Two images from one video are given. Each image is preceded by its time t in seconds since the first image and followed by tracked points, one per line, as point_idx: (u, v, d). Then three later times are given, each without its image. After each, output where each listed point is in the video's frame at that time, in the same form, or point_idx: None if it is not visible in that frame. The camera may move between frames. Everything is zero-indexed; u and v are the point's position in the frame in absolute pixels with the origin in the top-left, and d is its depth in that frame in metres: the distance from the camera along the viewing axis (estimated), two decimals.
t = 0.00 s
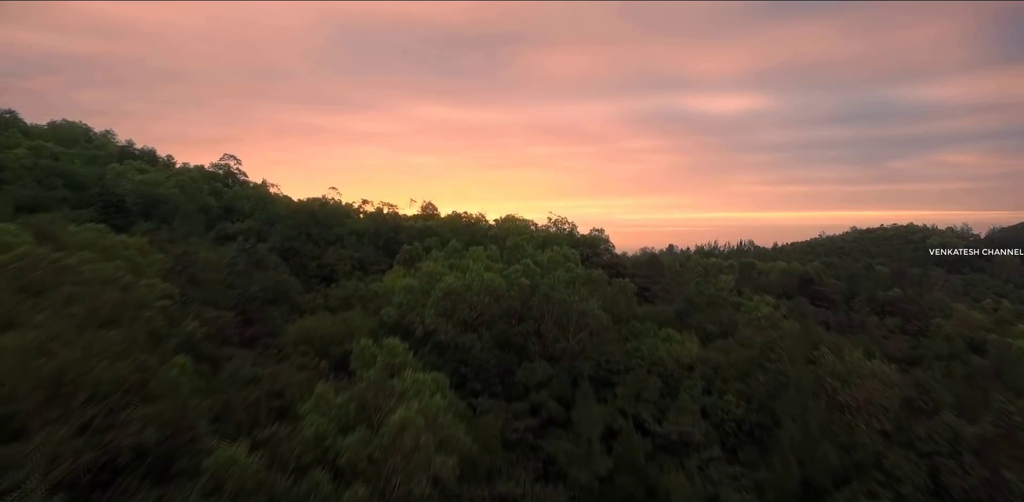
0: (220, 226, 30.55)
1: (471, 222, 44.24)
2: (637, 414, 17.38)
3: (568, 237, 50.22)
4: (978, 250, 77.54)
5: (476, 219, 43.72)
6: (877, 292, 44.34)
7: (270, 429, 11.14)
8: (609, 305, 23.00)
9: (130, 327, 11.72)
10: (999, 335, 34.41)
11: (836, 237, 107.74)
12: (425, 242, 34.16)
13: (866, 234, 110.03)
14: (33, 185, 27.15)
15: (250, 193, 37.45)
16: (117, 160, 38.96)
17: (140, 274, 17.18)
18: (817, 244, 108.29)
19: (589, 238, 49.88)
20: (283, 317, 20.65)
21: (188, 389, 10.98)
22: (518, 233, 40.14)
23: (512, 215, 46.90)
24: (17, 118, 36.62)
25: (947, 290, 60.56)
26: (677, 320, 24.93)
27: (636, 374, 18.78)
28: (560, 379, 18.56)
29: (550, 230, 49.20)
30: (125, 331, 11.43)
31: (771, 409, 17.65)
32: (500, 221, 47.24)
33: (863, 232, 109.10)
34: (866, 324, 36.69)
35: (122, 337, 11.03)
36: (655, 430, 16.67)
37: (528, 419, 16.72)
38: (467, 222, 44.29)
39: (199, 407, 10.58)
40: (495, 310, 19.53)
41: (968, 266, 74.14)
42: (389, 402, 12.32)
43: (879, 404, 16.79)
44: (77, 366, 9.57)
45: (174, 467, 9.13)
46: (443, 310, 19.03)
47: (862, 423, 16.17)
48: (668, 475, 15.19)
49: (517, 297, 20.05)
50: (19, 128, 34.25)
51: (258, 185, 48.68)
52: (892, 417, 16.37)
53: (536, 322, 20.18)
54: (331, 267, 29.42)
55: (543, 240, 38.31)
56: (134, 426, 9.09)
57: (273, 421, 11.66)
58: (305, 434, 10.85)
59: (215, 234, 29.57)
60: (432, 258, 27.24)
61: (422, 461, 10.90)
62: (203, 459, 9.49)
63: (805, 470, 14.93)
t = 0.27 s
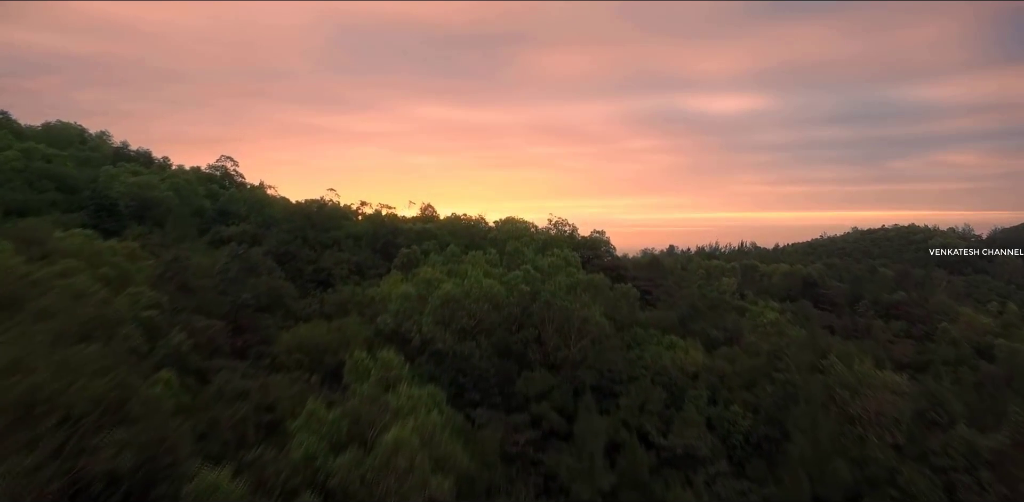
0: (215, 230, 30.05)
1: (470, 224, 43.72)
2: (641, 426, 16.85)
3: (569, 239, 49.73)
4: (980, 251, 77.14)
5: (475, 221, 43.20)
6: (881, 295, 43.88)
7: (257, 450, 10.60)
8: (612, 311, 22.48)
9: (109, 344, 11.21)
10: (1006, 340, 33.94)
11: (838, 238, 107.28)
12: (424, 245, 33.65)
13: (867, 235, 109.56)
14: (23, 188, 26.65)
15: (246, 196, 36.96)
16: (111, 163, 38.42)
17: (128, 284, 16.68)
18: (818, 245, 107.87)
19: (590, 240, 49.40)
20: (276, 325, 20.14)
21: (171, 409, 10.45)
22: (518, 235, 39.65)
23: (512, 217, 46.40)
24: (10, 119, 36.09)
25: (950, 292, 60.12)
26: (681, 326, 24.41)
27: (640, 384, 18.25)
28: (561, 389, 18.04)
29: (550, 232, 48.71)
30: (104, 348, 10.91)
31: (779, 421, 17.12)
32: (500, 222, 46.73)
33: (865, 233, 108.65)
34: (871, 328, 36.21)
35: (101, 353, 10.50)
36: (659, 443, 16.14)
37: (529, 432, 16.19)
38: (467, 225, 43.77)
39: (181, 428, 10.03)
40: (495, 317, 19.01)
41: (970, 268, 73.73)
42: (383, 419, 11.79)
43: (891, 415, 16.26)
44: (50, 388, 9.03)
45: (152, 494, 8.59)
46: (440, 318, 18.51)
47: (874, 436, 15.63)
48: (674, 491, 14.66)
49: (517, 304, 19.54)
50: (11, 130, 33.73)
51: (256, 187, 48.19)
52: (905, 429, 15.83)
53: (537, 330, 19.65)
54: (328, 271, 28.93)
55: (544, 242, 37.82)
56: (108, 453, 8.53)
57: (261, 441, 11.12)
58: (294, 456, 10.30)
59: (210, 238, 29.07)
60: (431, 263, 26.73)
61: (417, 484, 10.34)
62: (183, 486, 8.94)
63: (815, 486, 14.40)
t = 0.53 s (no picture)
0: (209, 233, 29.54)
1: (469, 226, 43.23)
2: (644, 440, 16.32)
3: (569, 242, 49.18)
4: (983, 252, 76.73)
5: (475, 223, 42.69)
6: (885, 298, 43.36)
7: (243, 475, 10.07)
8: (614, 318, 21.96)
9: (86, 362, 10.71)
10: (1014, 345, 33.43)
11: (839, 239, 106.82)
12: (422, 249, 33.12)
13: (869, 236, 108.99)
14: (14, 191, 26.13)
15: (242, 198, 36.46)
16: (105, 164, 37.89)
17: (115, 292, 16.18)
18: (820, 246, 107.44)
19: (591, 242, 48.98)
20: (270, 334, 19.64)
21: (150, 432, 9.91)
22: (518, 239, 39.13)
23: (512, 219, 45.87)
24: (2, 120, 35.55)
25: (954, 295, 59.66)
26: (685, 332, 23.88)
27: (643, 396, 17.72)
28: (562, 401, 17.52)
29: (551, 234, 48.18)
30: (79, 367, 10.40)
31: (787, 434, 16.58)
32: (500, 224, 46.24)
33: (867, 233, 108.10)
34: (876, 333, 35.72)
35: (75, 372, 9.97)
36: (664, 458, 15.61)
37: (529, 446, 15.66)
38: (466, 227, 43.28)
39: (161, 452, 9.52)
40: (494, 325, 18.49)
41: (973, 270, 73.34)
42: (376, 439, 11.27)
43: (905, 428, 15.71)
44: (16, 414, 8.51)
45: None
46: (438, 327, 17.99)
47: (888, 451, 15.09)
48: None
49: (517, 311, 19.03)
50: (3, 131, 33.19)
51: (253, 189, 47.67)
52: (918, 444, 15.28)
53: (537, 338, 19.12)
54: (324, 276, 28.43)
55: (544, 245, 37.31)
56: (79, 486, 8.03)
57: (248, 464, 10.58)
58: (281, 480, 9.78)
59: (204, 241, 28.56)
60: (430, 268, 26.22)
61: None
62: None
63: None
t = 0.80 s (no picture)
0: (203, 237, 29.01)
1: (469, 228, 42.73)
2: (649, 455, 15.77)
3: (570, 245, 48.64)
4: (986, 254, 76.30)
5: (474, 225, 42.18)
6: (890, 301, 42.84)
7: None
8: (616, 326, 21.41)
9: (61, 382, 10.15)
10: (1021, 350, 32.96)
11: (840, 240, 106.35)
12: (421, 252, 32.60)
13: (871, 236, 108.42)
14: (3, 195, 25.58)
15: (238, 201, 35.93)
16: (98, 166, 37.34)
17: (101, 302, 15.63)
18: (821, 247, 106.95)
19: (591, 244, 48.50)
20: (263, 343, 19.12)
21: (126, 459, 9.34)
22: (518, 242, 38.58)
23: (512, 221, 45.32)
24: None
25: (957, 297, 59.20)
26: (689, 339, 23.34)
27: (648, 408, 17.18)
28: (564, 413, 16.98)
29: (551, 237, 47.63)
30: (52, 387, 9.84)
31: (797, 448, 16.03)
32: (499, 226, 45.73)
33: (868, 234, 107.58)
34: (882, 338, 35.25)
35: (46, 394, 9.42)
36: (669, 474, 15.06)
37: (529, 461, 15.11)
38: (465, 229, 42.77)
39: (136, 481, 8.95)
40: (494, 335, 17.95)
41: (975, 272, 72.91)
42: (368, 461, 10.71)
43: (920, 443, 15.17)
44: None
45: None
46: (436, 336, 17.45)
47: (902, 467, 14.54)
48: None
49: (517, 320, 18.48)
50: None
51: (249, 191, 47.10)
52: (934, 459, 14.72)
53: (538, 347, 18.58)
54: (321, 280, 27.91)
55: (545, 248, 36.77)
56: None
57: (232, 491, 10.01)
58: None
59: (197, 246, 28.03)
60: (428, 272, 25.70)
61: None
62: None
63: None
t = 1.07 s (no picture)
0: (196, 241, 28.48)
1: (468, 231, 42.16)
2: (654, 471, 15.21)
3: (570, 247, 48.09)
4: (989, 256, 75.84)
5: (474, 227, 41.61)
6: (895, 305, 42.30)
7: None
8: (619, 334, 20.85)
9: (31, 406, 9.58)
10: None
11: (841, 241, 105.85)
12: (419, 256, 32.07)
13: (872, 237, 107.83)
14: None
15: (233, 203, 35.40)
16: (91, 168, 36.73)
17: (86, 313, 15.10)
18: (822, 248, 106.45)
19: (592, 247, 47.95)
20: (256, 353, 18.55)
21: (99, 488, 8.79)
22: (518, 245, 38.06)
23: (512, 223, 44.77)
24: None
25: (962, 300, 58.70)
26: (693, 348, 22.78)
27: (652, 422, 16.62)
28: (566, 427, 16.41)
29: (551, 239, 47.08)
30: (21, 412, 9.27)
31: (808, 463, 15.46)
32: (499, 228, 45.18)
33: (870, 235, 107.05)
34: (888, 344, 34.72)
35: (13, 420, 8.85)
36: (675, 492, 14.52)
37: (530, 478, 14.56)
38: (465, 232, 42.20)
39: None
40: (493, 344, 17.37)
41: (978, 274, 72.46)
42: (359, 487, 10.13)
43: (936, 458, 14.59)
44: None
45: None
46: (433, 347, 16.87)
47: (919, 485, 13.97)
48: None
49: (517, 329, 17.91)
50: None
51: (246, 192, 46.57)
52: (951, 476, 14.15)
53: (539, 357, 18.00)
54: (317, 285, 27.40)
55: (545, 251, 36.25)
56: None
57: None
58: None
59: (191, 250, 27.52)
60: (426, 278, 25.15)
61: None
62: None
63: None
